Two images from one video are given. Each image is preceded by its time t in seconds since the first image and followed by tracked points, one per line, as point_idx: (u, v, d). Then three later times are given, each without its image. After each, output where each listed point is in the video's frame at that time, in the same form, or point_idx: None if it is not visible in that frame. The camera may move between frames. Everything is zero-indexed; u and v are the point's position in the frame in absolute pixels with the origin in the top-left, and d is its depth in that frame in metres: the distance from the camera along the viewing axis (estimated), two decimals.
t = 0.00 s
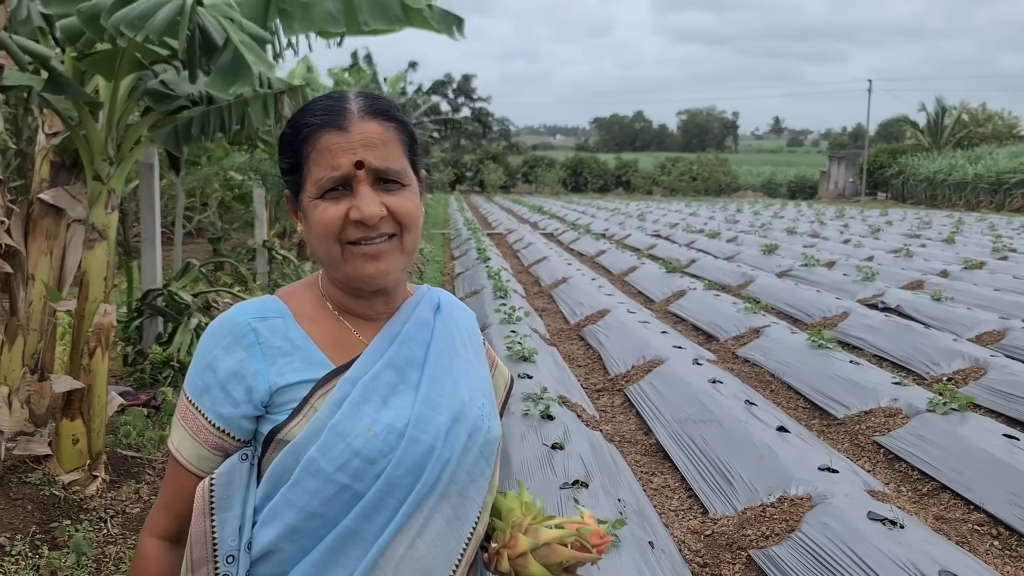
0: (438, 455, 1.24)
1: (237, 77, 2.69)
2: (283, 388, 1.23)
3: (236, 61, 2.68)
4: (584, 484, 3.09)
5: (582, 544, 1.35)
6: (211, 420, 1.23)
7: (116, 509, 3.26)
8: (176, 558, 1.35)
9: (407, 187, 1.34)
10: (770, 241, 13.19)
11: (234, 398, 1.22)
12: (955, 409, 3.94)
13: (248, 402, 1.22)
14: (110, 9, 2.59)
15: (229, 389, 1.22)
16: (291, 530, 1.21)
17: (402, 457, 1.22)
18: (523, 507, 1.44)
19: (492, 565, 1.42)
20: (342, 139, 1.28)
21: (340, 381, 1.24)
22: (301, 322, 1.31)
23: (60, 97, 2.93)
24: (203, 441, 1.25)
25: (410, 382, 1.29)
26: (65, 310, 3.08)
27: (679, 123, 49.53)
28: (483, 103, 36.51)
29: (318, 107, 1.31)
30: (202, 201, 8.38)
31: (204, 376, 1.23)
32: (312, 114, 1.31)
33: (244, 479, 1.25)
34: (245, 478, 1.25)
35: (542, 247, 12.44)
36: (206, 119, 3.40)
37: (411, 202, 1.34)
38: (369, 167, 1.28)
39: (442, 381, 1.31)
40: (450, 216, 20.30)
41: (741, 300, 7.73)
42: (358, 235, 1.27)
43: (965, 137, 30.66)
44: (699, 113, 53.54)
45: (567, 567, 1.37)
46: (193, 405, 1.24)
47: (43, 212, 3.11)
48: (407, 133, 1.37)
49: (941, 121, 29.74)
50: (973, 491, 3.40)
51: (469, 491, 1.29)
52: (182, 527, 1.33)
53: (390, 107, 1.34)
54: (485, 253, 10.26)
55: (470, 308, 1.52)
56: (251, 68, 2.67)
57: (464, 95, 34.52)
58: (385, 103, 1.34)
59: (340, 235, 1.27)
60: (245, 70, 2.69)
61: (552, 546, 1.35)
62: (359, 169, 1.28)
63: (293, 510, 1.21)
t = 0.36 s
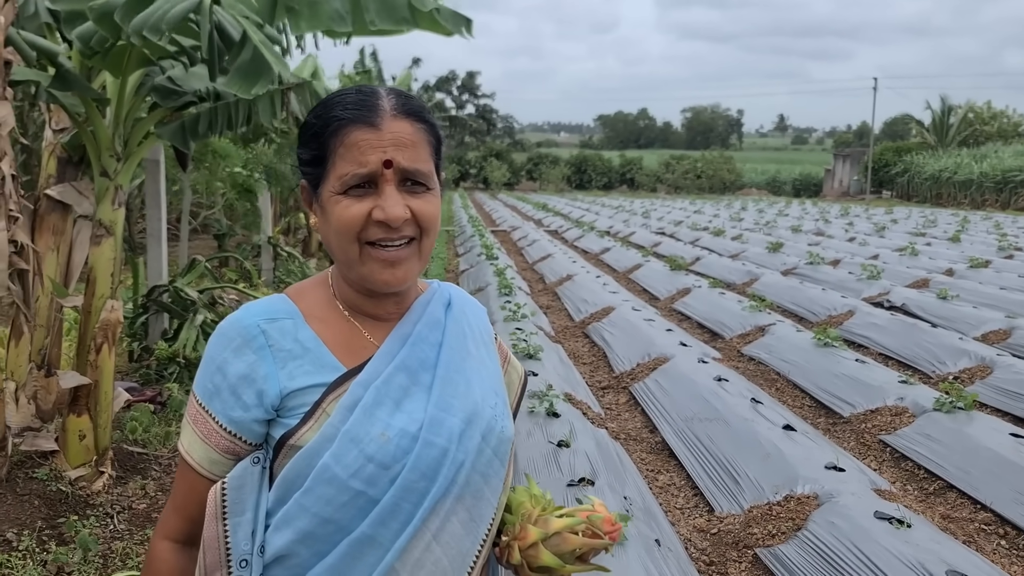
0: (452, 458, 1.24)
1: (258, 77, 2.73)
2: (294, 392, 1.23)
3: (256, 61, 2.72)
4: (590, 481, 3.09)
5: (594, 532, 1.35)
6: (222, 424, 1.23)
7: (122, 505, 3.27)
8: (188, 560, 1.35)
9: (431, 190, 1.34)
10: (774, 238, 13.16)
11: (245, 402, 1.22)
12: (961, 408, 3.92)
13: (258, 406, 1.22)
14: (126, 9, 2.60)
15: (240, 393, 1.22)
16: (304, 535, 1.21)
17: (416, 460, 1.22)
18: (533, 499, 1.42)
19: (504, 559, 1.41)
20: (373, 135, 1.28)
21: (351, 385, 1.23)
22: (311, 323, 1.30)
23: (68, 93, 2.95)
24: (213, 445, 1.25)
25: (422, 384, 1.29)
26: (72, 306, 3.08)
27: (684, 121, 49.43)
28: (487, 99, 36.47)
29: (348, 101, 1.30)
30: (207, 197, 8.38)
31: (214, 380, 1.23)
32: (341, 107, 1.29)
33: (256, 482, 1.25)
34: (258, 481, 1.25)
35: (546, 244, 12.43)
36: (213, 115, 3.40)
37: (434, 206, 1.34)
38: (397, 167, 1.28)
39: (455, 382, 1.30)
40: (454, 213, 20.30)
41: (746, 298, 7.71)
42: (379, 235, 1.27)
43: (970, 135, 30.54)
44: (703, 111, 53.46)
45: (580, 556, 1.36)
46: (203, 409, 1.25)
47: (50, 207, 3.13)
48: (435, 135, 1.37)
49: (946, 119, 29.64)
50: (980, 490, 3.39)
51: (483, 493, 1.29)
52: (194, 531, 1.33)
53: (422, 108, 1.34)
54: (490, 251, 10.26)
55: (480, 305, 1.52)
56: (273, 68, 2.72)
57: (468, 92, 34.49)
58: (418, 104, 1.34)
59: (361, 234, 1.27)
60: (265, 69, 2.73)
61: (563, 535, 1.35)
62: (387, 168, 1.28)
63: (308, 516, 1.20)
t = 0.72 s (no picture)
0: (464, 463, 1.24)
1: (277, 73, 2.78)
2: (306, 395, 1.23)
3: (274, 57, 2.76)
4: (596, 480, 3.09)
5: (607, 538, 1.37)
6: (235, 428, 1.23)
7: (128, 501, 3.28)
8: (199, 563, 1.35)
9: (446, 194, 1.34)
10: (777, 236, 13.16)
11: (257, 405, 1.22)
12: (966, 407, 3.91)
13: (271, 410, 1.22)
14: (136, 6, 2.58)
15: (252, 396, 1.22)
16: (316, 539, 1.21)
17: (428, 465, 1.21)
18: (546, 502, 1.43)
19: (516, 563, 1.41)
20: (390, 138, 1.27)
21: (364, 389, 1.23)
22: (323, 326, 1.30)
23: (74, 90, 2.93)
24: (226, 448, 1.25)
25: (435, 388, 1.29)
26: (77, 303, 3.08)
27: (687, 118, 49.37)
28: (490, 96, 36.43)
29: (364, 102, 1.30)
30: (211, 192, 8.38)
31: (226, 382, 1.23)
32: (358, 108, 1.29)
33: (268, 485, 1.25)
34: (269, 484, 1.25)
35: (549, 241, 12.42)
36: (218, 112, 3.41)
37: (449, 209, 1.34)
38: (414, 170, 1.28)
39: (468, 386, 1.30)
40: (456, 209, 20.30)
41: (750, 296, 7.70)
42: (395, 238, 1.27)
43: (974, 133, 30.46)
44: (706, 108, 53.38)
45: (593, 561, 1.36)
46: (215, 411, 1.25)
47: (55, 204, 3.12)
48: (450, 138, 1.37)
49: (950, 116, 29.58)
50: (986, 490, 3.38)
51: (495, 496, 1.29)
52: (205, 533, 1.33)
53: (439, 111, 1.34)
54: (493, 247, 10.25)
55: (491, 307, 1.51)
56: (293, 65, 2.76)
57: (471, 88, 34.47)
58: (434, 107, 1.34)
59: (376, 237, 1.26)
60: (285, 63, 2.77)
61: (577, 540, 1.36)
62: (403, 172, 1.27)
63: (319, 520, 1.21)
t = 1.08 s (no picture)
0: (470, 460, 1.24)
1: (267, 72, 2.70)
2: (312, 393, 1.23)
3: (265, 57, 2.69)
4: (598, 477, 3.09)
5: (611, 532, 1.35)
6: (241, 426, 1.24)
7: (132, 498, 3.29)
8: (206, 559, 1.36)
9: (455, 191, 1.34)
10: (778, 233, 13.16)
11: (264, 404, 1.22)
12: (969, 404, 3.91)
13: (277, 408, 1.22)
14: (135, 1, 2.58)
15: (259, 394, 1.22)
16: (323, 536, 1.22)
17: (434, 462, 1.22)
18: (551, 498, 1.43)
19: (521, 558, 1.41)
20: (399, 136, 1.28)
21: (370, 387, 1.23)
22: (330, 324, 1.30)
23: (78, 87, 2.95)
24: (233, 446, 1.25)
25: (440, 386, 1.29)
26: (80, 300, 3.08)
27: (687, 114, 49.32)
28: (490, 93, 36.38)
29: (372, 101, 1.30)
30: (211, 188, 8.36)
31: (233, 380, 1.24)
32: (366, 107, 1.29)
33: (274, 484, 1.25)
34: (275, 482, 1.25)
35: (550, 237, 12.42)
36: (221, 110, 3.41)
37: (458, 207, 1.34)
38: (423, 167, 1.28)
39: (473, 383, 1.30)
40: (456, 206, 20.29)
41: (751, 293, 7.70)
42: (405, 237, 1.27)
43: (975, 130, 30.44)
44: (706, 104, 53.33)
45: (597, 555, 1.36)
46: (222, 410, 1.25)
47: (58, 201, 3.12)
48: (457, 136, 1.37)
49: (950, 113, 29.58)
50: (988, 487, 3.39)
51: (501, 494, 1.29)
52: (212, 530, 1.34)
53: (446, 109, 1.34)
54: (494, 244, 10.25)
55: (496, 304, 1.51)
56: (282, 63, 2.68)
57: (471, 85, 34.42)
58: (441, 105, 1.34)
59: (386, 235, 1.26)
60: (274, 64, 2.69)
61: (581, 534, 1.36)
62: (413, 169, 1.27)
63: (326, 518, 1.21)
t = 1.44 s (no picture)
0: (479, 457, 1.23)
1: (264, 71, 2.68)
2: (321, 391, 1.22)
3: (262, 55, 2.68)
4: (599, 475, 3.10)
5: (637, 517, 1.38)
6: (249, 425, 1.23)
7: (132, 497, 3.28)
8: (213, 560, 1.35)
9: (463, 190, 1.34)
10: (776, 231, 13.16)
11: (273, 402, 1.21)
12: (968, 403, 3.92)
13: (286, 406, 1.22)
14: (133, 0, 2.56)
15: (267, 393, 1.21)
16: (332, 534, 1.21)
17: (443, 459, 1.21)
18: (571, 492, 1.43)
19: (552, 558, 1.40)
20: (409, 136, 1.27)
21: (379, 384, 1.23)
22: (338, 323, 1.29)
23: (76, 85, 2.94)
24: (241, 445, 1.24)
25: (448, 383, 1.28)
26: (80, 298, 3.08)
27: (685, 112, 49.30)
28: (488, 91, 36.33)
29: (380, 101, 1.29)
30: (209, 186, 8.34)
31: (241, 379, 1.23)
32: (374, 107, 1.28)
33: (282, 482, 1.25)
34: (284, 481, 1.25)
35: (548, 236, 12.41)
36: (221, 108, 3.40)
37: (467, 206, 1.34)
38: (434, 167, 1.28)
39: (481, 380, 1.29)
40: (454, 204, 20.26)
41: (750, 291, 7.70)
42: (418, 237, 1.26)
43: (974, 127, 30.46)
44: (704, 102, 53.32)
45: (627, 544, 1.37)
46: (230, 408, 1.24)
47: (57, 199, 3.11)
48: (463, 135, 1.37)
49: (948, 111, 29.59)
50: (988, 485, 3.39)
51: (510, 490, 1.29)
52: (219, 531, 1.33)
53: (452, 108, 1.34)
54: (493, 242, 10.23)
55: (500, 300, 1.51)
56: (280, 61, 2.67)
57: (469, 83, 34.35)
58: (447, 104, 1.34)
59: (399, 237, 1.26)
60: (271, 64, 2.68)
61: (609, 525, 1.36)
62: (424, 169, 1.27)
63: (336, 515, 1.21)
